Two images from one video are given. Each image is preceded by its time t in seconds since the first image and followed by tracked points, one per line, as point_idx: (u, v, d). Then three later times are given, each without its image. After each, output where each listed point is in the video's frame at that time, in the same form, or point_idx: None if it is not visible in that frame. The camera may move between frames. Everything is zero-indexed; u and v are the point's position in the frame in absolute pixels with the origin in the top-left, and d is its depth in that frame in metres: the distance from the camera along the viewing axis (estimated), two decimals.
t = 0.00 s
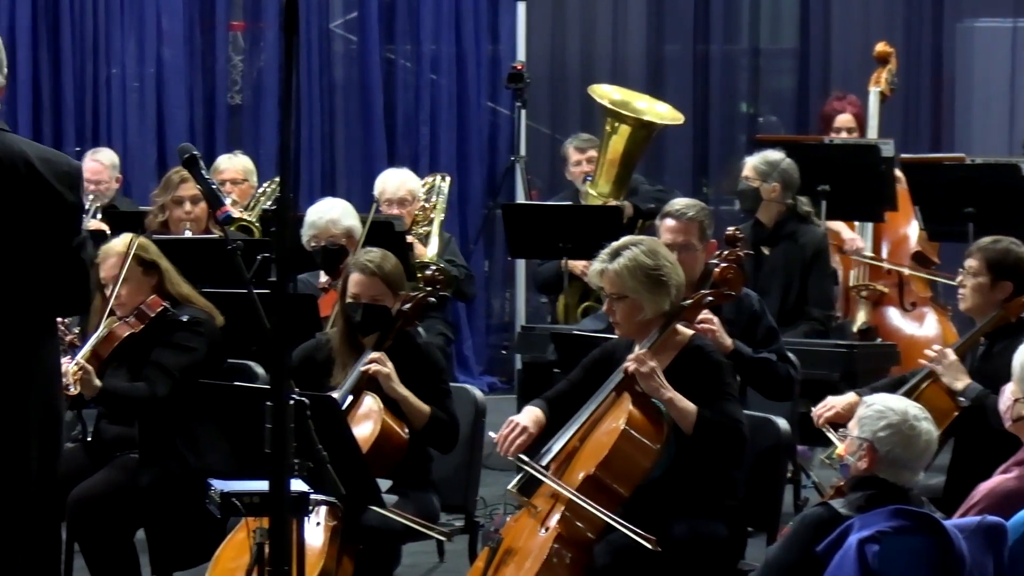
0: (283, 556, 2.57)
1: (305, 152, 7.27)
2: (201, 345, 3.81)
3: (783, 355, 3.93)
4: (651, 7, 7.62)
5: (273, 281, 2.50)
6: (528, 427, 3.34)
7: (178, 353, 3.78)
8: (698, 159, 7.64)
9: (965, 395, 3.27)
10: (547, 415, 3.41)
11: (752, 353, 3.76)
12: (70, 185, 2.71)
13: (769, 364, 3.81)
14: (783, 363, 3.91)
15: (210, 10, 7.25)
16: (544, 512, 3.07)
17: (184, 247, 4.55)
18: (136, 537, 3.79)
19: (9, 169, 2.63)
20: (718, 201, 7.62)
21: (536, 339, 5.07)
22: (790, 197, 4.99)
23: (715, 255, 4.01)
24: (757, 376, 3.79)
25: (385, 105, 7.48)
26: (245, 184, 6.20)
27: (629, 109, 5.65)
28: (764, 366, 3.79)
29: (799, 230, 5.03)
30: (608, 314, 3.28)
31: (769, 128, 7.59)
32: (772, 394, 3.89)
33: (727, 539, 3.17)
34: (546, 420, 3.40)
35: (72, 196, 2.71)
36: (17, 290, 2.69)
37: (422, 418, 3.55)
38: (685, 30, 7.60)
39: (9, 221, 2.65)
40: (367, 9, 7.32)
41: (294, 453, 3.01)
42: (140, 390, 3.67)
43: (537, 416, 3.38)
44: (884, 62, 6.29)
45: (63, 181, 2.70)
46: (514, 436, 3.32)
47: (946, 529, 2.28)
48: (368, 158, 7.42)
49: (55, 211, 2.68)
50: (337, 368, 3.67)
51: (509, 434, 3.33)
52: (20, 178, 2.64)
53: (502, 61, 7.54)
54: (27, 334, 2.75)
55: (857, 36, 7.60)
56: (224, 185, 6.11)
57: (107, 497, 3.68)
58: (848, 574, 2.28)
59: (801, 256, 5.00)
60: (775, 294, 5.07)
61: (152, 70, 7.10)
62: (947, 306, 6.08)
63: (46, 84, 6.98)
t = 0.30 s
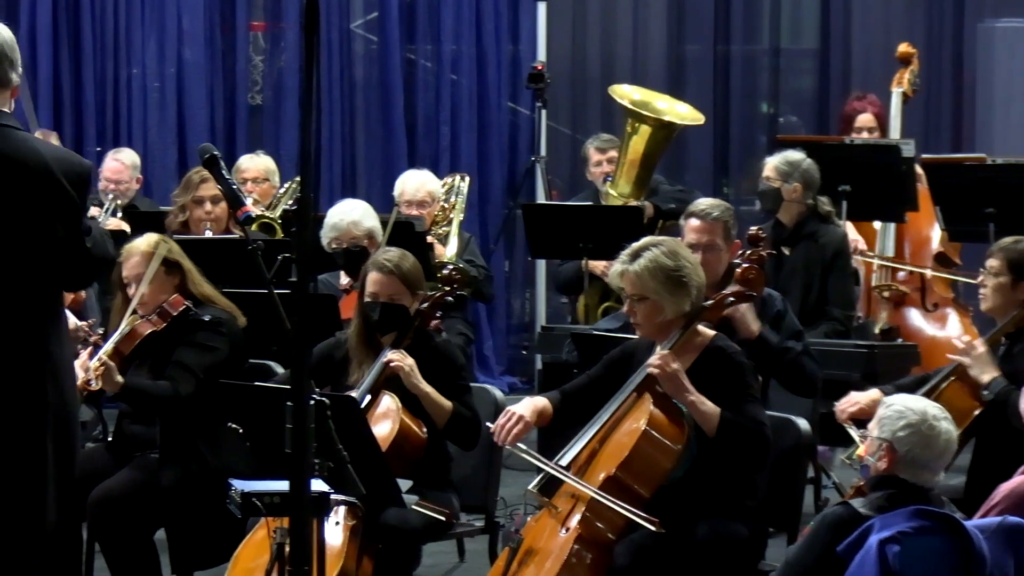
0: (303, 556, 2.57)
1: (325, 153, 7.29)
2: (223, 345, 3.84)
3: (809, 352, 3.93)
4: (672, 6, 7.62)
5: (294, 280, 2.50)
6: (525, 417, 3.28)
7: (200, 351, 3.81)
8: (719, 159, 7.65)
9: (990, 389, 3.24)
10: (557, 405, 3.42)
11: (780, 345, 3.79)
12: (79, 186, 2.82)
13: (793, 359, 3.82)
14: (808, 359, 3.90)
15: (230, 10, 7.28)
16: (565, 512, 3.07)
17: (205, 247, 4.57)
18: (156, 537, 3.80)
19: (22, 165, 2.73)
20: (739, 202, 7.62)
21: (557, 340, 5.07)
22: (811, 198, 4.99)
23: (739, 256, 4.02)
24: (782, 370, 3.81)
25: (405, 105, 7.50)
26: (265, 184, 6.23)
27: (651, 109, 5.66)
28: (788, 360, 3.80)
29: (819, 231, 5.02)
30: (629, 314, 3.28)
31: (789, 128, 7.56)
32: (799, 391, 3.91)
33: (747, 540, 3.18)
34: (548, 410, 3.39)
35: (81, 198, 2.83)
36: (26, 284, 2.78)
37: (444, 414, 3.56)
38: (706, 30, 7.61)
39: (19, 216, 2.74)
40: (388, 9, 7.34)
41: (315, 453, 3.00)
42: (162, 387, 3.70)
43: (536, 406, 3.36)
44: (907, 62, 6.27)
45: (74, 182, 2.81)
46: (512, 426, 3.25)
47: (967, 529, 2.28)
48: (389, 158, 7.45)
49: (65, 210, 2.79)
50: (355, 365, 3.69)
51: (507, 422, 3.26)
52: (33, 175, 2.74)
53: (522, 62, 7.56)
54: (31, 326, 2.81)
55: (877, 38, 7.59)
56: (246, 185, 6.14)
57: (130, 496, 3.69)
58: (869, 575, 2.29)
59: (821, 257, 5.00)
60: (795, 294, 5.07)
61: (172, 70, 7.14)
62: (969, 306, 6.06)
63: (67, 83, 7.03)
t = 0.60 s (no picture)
0: (328, 555, 2.59)
1: (352, 153, 7.32)
2: (248, 344, 3.83)
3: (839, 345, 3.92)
4: (697, 6, 7.63)
5: (320, 281, 2.52)
6: (574, 434, 3.35)
7: (225, 351, 3.80)
8: (745, 159, 7.65)
9: None
10: (598, 427, 3.42)
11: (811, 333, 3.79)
12: (101, 187, 2.81)
13: (821, 350, 3.81)
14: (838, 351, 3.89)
15: (256, 11, 7.34)
16: (590, 512, 3.08)
17: (232, 247, 4.60)
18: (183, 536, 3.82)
19: (39, 167, 2.74)
20: (764, 202, 7.62)
21: (582, 340, 5.08)
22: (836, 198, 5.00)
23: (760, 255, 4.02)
24: (808, 359, 3.80)
25: (431, 106, 7.53)
26: (290, 184, 6.26)
27: (676, 109, 5.67)
28: (817, 350, 3.79)
29: (845, 231, 5.02)
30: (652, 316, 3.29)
31: (815, 128, 7.63)
32: (825, 384, 3.89)
33: (773, 540, 3.17)
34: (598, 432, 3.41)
35: (102, 199, 2.81)
36: (47, 284, 2.78)
37: (468, 412, 3.58)
38: (732, 30, 7.62)
39: (35, 219, 2.75)
40: (414, 9, 7.36)
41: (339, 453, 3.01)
42: (188, 385, 3.69)
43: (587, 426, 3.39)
44: (933, 62, 6.25)
45: (94, 183, 2.80)
46: (561, 442, 3.32)
47: (991, 529, 2.29)
48: (415, 158, 7.47)
49: (85, 210, 2.79)
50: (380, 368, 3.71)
51: (556, 440, 3.33)
52: (48, 176, 2.75)
53: (548, 61, 7.57)
54: (61, 335, 2.80)
55: (904, 36, 7.65)
56: (270, 186, 6.17)
57: (155, 496, 3.69)
58: None
59: (847, 257, 5.00)
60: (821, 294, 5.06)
61: (198, 70, 7.18)
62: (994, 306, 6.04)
63: (93, 83, 7.07)
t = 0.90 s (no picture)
0: (352, 555, 2.60)
1: (375, 153, 7.34)
2: (271, 344, 3.83)
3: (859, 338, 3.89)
4: (721, 6, 7.63)
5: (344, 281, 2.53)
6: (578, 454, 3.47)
7: (248, 349, 3.80)
8: (769, 160, 7.65)
9: None
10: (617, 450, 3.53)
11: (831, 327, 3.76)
12: (126, 187, 2.76)
13: (841, 345, 3.78)
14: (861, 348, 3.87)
15: (280, 12, 7.37)
16: (613, 513, 3.10)
17: (256, 247, 4.62)
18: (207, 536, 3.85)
19: (62, 167, 2.69)
20: (788, 202, 7.62)
21: (606, 340, 5.08)
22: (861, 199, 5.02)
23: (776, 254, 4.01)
24: (829, 354, 3.78)
25: (455, 107, 7.54)
26: (313, 184, 6.29)
27: (701, 110, 5.67)
28: (836, 345, 3.76)
29: (869, 231, 5.04)
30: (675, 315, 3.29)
31: (840, 129, 7.63)
32: (848, 379, 3.87)
33: (796, 540, 3.17)
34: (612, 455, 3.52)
35: (129, 200, 2.76)
36: (77, 289, 2.74)
37: (497, 402, 3.58)
38: (756, 31, 7.62)
39: (58, 220, 2.70)
40: (438, 10, 7.38)
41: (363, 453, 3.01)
42: (210, 383, 3.70)
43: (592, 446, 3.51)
44: (960, 62, 6.22)
45: (119, 182, 2.75)
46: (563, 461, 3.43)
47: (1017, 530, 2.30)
48: (439, 158, 7.50)
49: (110, 210, 2.74)
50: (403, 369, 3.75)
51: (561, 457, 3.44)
52: (71, 176, 2.69)
53: (572, 62, 7.58)
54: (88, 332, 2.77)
55: (929, 35, 7.65)
56: (293, 187, 6.20)
57: (178, 497, 3.71)
58: None
59: (872, 257, 5.01)
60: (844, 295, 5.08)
61: (222, 71, 7.23)
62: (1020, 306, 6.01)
63: (118, 85, 7.12)
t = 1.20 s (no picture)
0: (374, 555, 2.61)
1: (398, 153, 7.36)
2: (296, 343, 3.85)
3: (868, 350, 3.87)
4: (745, 6, 7.64)
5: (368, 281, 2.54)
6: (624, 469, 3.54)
7: (274, 350, 3.82)
8: (792, 159, 7.65)
9: None
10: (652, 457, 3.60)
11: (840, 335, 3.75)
12: (147, 189, 2.82)
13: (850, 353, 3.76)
14: (870, 357, 3.84)
15: (304, 12, 7.41)
16: (636, 514, 3.11)
17: (279, 248, 4.66)
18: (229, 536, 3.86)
19: (86, 168, 2.74)
20: (811, 203, 7.64)
21: (630, 340, 5.09)
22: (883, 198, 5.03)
23: (790, 254, 4.01)
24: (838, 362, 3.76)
25: (479, 107, 7.56)
26: (336, 184, 6.32)
27: (725, 110, 5.67)
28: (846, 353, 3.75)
29: (892, 232, 5.09)
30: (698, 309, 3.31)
31: (863, 129, 7.65)
32: (855, 389, 3.82)
33: (819, 541, 3.18)
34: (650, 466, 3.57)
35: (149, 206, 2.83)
36: (90, 283, 2.79)
37: (513, 412, 3.60)
38: (779, 31, 7.63)
39: (82, 220, 2.76)
40: (461, 10, 7.40)
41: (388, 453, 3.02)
42: (239, 382, 3.72)
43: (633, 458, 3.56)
44: (987, 63, 6.20)
45: (140, 185, 2.81)
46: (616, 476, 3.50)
47: None
48: (462, 159, 7.51)
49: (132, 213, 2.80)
50: (425, 368, 3.77)
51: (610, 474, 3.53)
52: (97, 178, 2.75)
53: (595, 62, 7.59)
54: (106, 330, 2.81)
55: (952, 35, 7.64)
56: (316, 187, 6.23)
57: (200, 498, 3.75)
58: None
59: (895, 258, 5.06)
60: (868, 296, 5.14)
61: (246, 71, 7.26)
62: None
63: (141, 83, 7.13)
